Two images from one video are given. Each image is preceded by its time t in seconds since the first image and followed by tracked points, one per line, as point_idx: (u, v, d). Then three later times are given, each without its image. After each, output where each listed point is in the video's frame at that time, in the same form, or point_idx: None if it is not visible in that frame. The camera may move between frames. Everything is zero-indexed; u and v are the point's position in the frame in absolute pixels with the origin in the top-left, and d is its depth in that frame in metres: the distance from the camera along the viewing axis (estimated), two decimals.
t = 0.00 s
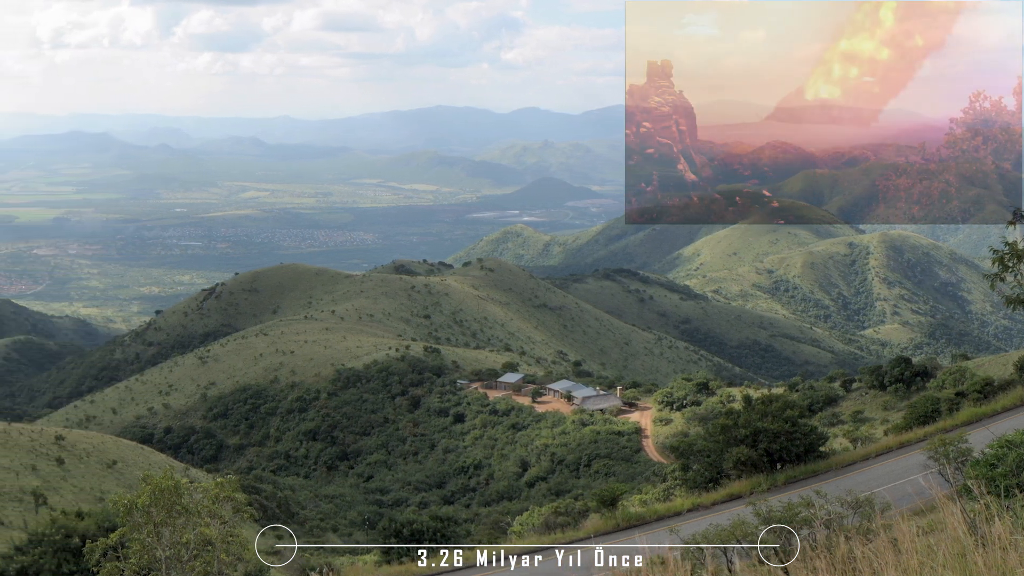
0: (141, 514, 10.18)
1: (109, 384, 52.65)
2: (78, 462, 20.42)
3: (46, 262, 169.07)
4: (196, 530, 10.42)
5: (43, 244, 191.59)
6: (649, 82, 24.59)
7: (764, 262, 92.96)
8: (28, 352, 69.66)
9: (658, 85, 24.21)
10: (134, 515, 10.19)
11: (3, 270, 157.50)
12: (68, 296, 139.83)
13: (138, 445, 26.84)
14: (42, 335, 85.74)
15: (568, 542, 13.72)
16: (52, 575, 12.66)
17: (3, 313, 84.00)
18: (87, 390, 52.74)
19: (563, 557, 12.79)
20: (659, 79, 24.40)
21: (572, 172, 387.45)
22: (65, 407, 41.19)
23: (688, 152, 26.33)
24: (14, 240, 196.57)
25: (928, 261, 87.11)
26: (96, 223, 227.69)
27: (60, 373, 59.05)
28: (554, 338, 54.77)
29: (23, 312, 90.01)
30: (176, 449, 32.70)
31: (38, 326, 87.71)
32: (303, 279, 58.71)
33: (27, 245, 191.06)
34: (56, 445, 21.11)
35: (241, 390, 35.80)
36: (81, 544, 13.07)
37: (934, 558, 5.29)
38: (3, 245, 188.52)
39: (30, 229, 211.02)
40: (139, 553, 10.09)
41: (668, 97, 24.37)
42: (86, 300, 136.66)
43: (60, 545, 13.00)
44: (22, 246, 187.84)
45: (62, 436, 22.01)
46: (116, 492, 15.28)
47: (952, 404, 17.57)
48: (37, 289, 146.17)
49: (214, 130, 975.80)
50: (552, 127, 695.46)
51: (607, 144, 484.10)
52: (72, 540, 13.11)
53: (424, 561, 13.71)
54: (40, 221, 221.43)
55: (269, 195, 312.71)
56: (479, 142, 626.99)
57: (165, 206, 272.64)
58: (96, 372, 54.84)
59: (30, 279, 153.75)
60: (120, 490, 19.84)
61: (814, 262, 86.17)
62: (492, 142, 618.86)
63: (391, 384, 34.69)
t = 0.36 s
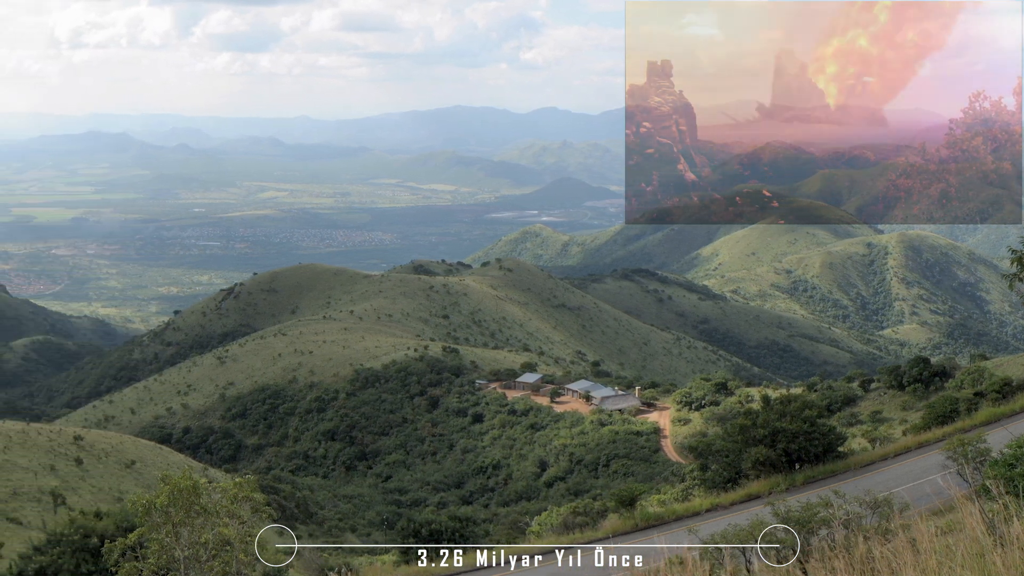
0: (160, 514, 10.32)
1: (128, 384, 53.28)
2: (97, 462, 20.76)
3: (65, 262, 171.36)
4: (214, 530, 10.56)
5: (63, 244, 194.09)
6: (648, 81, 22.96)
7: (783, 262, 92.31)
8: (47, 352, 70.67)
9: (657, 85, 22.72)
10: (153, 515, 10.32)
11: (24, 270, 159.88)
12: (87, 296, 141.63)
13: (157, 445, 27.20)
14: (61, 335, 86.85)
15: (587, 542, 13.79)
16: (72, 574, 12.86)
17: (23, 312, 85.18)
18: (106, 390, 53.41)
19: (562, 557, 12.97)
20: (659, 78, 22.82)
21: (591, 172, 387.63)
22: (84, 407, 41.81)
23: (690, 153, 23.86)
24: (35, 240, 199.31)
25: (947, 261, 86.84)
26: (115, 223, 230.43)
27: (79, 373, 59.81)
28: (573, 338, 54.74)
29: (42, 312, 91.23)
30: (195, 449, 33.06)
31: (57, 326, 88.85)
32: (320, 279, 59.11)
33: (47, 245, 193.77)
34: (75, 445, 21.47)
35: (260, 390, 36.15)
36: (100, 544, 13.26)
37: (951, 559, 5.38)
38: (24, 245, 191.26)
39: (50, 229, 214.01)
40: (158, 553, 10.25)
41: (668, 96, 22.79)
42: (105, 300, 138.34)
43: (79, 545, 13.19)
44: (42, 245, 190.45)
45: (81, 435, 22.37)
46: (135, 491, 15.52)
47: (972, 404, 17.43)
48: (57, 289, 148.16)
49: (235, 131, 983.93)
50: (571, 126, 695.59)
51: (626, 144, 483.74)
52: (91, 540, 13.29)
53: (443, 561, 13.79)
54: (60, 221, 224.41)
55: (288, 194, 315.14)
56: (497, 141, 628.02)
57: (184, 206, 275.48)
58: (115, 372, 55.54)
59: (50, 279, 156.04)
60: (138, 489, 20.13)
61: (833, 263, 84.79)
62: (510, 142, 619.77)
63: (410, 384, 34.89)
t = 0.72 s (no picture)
0: (178, 514, 10.43)
1: (147, 384, 53.84)
2: (115, 462, 21.06)
3: (85, 263, 173.64)
4: (233, 530, 10.65)
5: (82, 245, 196.38)
6: (648, 82, 25.23)
7: (801, 262, 91.58)
8: (65, 352, 71.52)
9: (658, 86, 24.92)
10: (172, 515, 10.43)
11: (43, 270, 162.12)
12: (105, 296, 143.21)
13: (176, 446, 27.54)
14: (79, 335, 87.84)
15: (606, 541, 13.83)
16: (91, 574, 13.07)
17: (42, 312, 86.22)
18: (125, 390, 54.01)
19: (571, 558, 13.08)
20: (659, 79, 24.97)
21: (609, 172, 387.34)
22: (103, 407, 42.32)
23: (688, 152, 27.11)
24: (54, 240, 202.07)
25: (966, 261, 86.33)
26: (134, 224, 232.99)
27: (97, 373, 60.49)
28: (591, 338, 54.73)
29: (61, 312, 92.29)
30: (214, 449, 33.38)
31: (76, 326, 89.86)
32: (338, 279, 59.52)
33: (66, 245, 196.28)
34: (93, 445, 21.80)
35: (280, 390, 36.47)
36: (117, 545, 13.41)
37: (972, 558, 5.53)
38: (43, 245, 193.86)
39: (69, 229, 216.93)
40: (176, 553, 10.37)
41: (668, 96, 25.00)
42: (124, 300, 140.01)
43: (97, 545, 13.35)
44: (60, 246, 192.90)
45: (100, 436, 22.70)
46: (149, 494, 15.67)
47: (991, 403, 17.29)
48: (76, 289, 150.04)
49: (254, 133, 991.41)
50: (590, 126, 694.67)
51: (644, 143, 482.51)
52: (109, 540, 13.45)
53: (460, 560, 13.83)
54: (79, 221, 227.13)
55: (308, 194, 317.37)
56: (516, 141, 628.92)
57: (204, 207, 278.17)
58: (134, 371, 56.16)
59: (68, 279, 157.94)
60: (156, 489, 20.44)
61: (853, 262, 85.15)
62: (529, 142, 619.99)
63: (429, 384, 35.06)
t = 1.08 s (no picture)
0: (196, 514, 10.56)
1: (166, 383, 54.40)
2: (134, 462, 21.35)
3: (104, 263, 175.52)
4: (253, 530, 10.84)
5: (101, 245, 198.40)
6: (650, 80, 25.87)
7: (820, 262, 90.81)
8: (84, 352, 72.36)
9: (660, 86, 25.69)
10: (189, 515, 10.57)
11: (62, 270, 163.98)
12: (124, 296, 144.60)
13: (195, 446, 27.86)
14: (98, 335, 88.79)
15: (624, 542, 13.86)
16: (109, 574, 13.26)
17: (61, 312, 87.21)
18: (144, 389, 54.57)
19: (589, 557, 13.13)
20: (660, 78, 25.74)
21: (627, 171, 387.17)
22: (123, 407, 42.89)
23: (687, 151, 28.30)
24: (73, 240, 204.44)
25: (985, 261, 86.09)
26: (154, 224, 235.21)
27: (117, 373, 61.16)
28: (610, 338, 54.68)
29: (81, 312, 93.32)
30: (233, 449, 33.72)
31: (95, 326, 90.86)
32: (356, 280, 59.87)
33: (85, 245, 198.41)
34: (112, 445, 22.10)
35: (298, 390, 36.77)
36: (136, 545, 13.66)
37: (989, 557, 5.67)
38: (63, 245, 196.15)
39: (89, 229, 219.34)
40: (195, 553, 10.52)
41: (668, 96, 25.79)
42: (143, 300, 141.47)
43: (116, 545, 13.60)
44: (80, 246, 195.03)
45: (119, 436, 23.03)
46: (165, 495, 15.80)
47: (1010, 403, 17.18)
48: (94, 289, 151.71)
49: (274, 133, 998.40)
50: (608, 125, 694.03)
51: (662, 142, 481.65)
52: (128, 540, 13.69)
53: (477, 561, 13.88)
54: (98, 221, 229.49)
55: (326, 194, 319.30)
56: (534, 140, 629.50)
57: (222, 207, 280.46)
58: (152, 371, 56.69)
59: (87, 279, 159.43)
60: (174, 489, 20.72)
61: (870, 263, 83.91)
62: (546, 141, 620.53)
63: (448, 384, 35.20)
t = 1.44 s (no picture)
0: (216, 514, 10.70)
1: (184, 383, 54.95)
2: (153, 462, 21.66)
3: (123, 263, 177.41)
4: (270, 530, 10.97)
5: (119, 245, 200.47)
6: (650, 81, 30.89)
7: (839, 262, 90.01)
8: (103, 352, 73.22)
9: (659, 85, 30.68)
10: (209, 515, 10.74)
11: (81, 271, 165.83)
12: (143, 297, 146.27)
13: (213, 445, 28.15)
14: (116, 335, 89.80)
15: (642, 543, 13.88)
16: (127, 574, 13.45)
17: (80, 312, 88.26)
18: (162, 389, 55.09)
19: (608, 558, 13.16)
20: (659, 79, 30.76)
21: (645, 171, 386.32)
22: (142, 407, 43.40)
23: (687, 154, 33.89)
24: (92, 241, 206.67)
25: (1005, 262, 85.46)
26: (172, 224, 237.68)
27: (135, 373, 61.90)
28: (629, 338, 54.57)
29: (99, 312, 94.47)
30: (251, 449, 34.06)
31: (114, 326, 91.98)
32: (375, 280, 60.21)
33: (103, 245, 200.88)
34: (130, 445, 22.41)
35: (317, 391, 37.09)
36: (155, 545, 13.79)
37: (1007, 559, 5.90)
38: (81, 245, 198.77)
39: (108, 229, 221.68)
40: (214, 553, 10.68)
41: (666, 95, 30.79)
42: (162, 300, 142.87)
43: (134, 545, 13.78)
44: (98, 246, 197.55)
45: (137, 436, 23.37)
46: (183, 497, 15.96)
47: None
48: (113, 289, 153.44)
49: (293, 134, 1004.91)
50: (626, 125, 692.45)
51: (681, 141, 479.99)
52: (146, 540, 13.84)
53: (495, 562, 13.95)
54: (117, 221, 232.01)
55: (344, 194, 320.95)
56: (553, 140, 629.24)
57: (240, 207, 282.51)
58: (171, 372, 57.20)
59: (106, 279, 161.14)
60: (193, 489, 20.99)
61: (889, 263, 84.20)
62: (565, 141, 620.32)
63: (466, 384, 35.35)
